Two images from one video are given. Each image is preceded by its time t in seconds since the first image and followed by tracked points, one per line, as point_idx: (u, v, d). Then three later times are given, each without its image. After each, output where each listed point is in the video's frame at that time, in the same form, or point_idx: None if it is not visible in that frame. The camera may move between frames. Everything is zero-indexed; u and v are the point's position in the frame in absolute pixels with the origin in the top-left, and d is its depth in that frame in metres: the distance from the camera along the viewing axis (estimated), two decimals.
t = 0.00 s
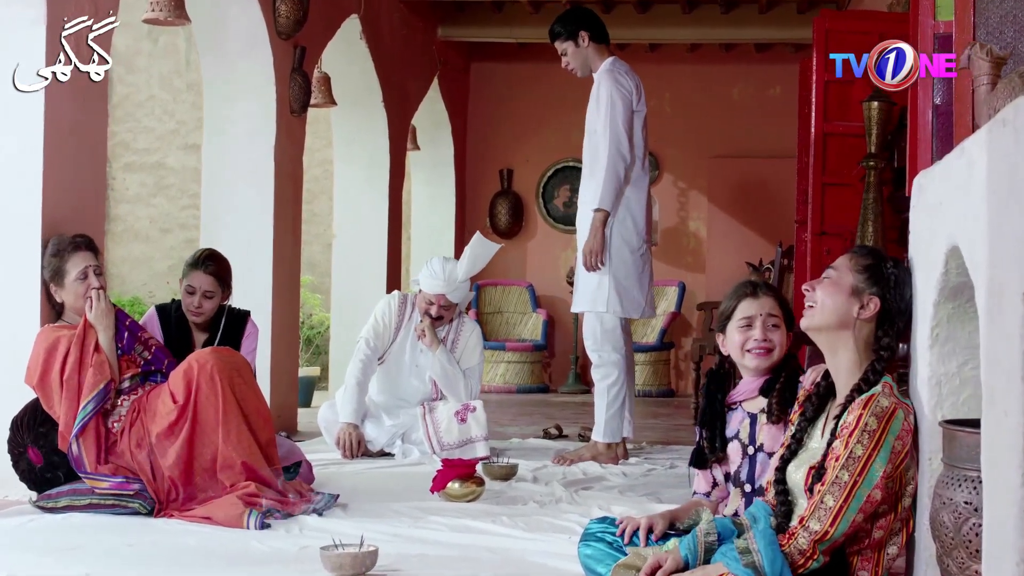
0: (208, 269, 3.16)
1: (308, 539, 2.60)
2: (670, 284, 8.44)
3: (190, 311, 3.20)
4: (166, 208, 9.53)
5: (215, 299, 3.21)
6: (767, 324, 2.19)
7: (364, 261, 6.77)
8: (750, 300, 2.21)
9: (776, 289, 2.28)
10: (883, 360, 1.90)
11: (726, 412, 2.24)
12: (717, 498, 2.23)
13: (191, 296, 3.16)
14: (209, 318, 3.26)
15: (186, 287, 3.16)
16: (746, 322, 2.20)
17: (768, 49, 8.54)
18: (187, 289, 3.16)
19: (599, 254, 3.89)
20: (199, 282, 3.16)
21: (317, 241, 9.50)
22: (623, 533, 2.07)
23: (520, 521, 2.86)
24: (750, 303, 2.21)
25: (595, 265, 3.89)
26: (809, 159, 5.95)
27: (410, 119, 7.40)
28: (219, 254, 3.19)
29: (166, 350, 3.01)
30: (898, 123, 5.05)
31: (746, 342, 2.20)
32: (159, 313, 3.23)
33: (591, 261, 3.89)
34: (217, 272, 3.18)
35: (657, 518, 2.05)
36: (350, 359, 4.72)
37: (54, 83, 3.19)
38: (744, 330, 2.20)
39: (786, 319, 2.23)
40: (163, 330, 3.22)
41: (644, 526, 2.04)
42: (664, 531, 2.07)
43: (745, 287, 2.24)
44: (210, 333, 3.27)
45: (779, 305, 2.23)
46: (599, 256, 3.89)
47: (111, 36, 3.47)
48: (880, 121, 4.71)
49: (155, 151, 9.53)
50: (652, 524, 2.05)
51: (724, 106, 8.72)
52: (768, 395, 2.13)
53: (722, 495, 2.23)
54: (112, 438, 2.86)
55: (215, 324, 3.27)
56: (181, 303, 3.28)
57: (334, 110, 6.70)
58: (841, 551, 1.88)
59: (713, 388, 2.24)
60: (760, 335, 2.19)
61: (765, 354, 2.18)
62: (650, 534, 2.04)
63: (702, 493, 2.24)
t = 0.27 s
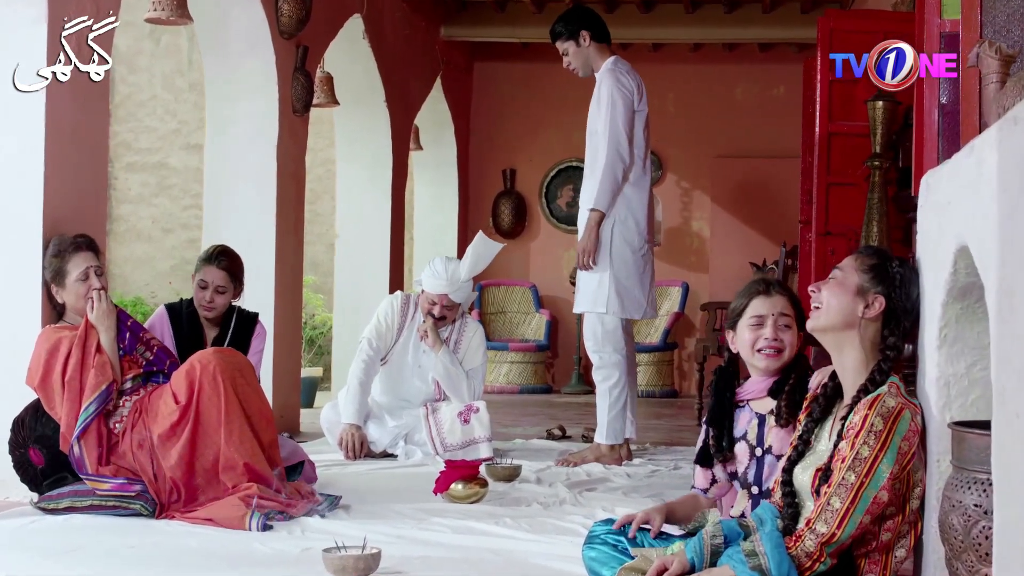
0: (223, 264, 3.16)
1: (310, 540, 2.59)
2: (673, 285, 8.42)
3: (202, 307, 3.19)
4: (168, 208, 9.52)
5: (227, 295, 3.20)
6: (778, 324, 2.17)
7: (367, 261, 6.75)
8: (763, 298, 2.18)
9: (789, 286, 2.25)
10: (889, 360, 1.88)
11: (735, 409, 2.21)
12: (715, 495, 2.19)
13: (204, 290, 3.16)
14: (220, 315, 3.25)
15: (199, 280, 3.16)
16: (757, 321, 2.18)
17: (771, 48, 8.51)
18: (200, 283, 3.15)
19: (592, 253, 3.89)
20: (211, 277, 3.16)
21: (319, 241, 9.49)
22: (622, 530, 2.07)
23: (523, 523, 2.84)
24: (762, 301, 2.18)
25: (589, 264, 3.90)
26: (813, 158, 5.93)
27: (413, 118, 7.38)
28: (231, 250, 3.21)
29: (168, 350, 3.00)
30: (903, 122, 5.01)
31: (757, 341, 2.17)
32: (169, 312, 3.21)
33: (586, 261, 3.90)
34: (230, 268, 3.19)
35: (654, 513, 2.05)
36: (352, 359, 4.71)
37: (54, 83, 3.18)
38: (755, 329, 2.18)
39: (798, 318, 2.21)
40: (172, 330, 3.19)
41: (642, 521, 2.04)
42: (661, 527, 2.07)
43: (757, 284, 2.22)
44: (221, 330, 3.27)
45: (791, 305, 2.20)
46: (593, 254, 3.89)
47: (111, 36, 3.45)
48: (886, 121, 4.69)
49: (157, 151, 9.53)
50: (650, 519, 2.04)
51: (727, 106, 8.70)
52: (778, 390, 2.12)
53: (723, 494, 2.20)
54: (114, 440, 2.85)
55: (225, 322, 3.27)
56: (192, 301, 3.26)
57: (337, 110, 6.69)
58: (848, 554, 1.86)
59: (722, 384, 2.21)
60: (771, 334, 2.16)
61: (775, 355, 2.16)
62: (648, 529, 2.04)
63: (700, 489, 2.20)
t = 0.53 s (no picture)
0: (230, 262, 3.15)
1: (313, 542, 2.57)
2: (677, 285, 8.39)
3: (208, 305, 3.17)
4: (171, 208, 9.52)
5: (234, 293, 3.19)
6: (788, 324, 2.15)
7: (370, 261, 6.73)
8: (774, 296, 2.15)
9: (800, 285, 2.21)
10: (896, 360, 1.86)
11: (740, 407, 2.17)
12: (711, 492, 2.17)
13: (210, 288, 3.14)
14: (226, 314, 3.24)
15: (206, 277, 3.15)
16: (767, 320, 2.16)
17: (775, 48, 8.49)
18: (206, 281, 3.14)
19: (590, 253, 3.88)
20: (218, 274, 3.15)
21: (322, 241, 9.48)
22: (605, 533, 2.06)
23: (528, 524, 2.82)
24: (773, 300, 2.15)
25: (587, 264, 3.89)
26: (818, 158, 5.91)
27: (416, 118, 7.36)
28: (238, 248, 3.20)
29: (170, 351, 3.00)
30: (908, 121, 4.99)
31: (765, 340, 2.16)
32: (174, 311, 3.20)
33: (584, 261, 3.90)
34: (237, 266, 3.18)
35: (632, 515, 2.05)
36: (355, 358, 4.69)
37: (54, 83, 3.16)
38: (765, 329, 2.16)
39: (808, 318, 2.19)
40: (179, 330, 3.19)
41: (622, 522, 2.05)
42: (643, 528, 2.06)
43: (768, 282, 2.18)
44: (226, 330, 3.25)
45: (802, 304, 2.17)
46: (591, 254, 3.88)
47: (111, 36, 3.43)
48: (891, 122, 4.67)
49: (160, 151, 9.52)
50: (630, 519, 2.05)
51: (731, 106, 8.67)
52: (788, 389, 2.07)
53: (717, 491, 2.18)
54: (116, 441, 2.83)
55: (231, 321, 3.25)
56: (197, 299, 3.25)
57: (340, 110, 6.67)
58: (855, 556, 1.84)
59: (731, 378, 2.17)
60: (782, 334, 2.14)
61: (782, 355, 2.14)
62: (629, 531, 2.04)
63: (695, 485, 2.17)
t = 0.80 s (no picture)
0: (226, 266, 3.14)
1: (315, 543, 2.56)
2: (679, 285, 8.36)
3: (203, 309, 3.16)
4: (173, 208, 9.51)
5: (230, 297, 3.17)
6: (793, 328, 2.08)
7: (372, 261, 6.73)
8: (779, 299, 2.08)
9: (809, 284, 2.13)
10: (899, 358, 1.85)
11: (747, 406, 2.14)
12: (721, 497, 2.15)
13: (206, 293, 3.13)
14: (222, 318, 3.23)
15: (201, 281, 3.14)
16: (772, 324, 2.09)
17: (778, 48, 8.48)
18: (202, 285, 3.13)
19: (593, 253, 3.86)
20: (214, 279, 3.13)
21: (324, 241, 9.48)
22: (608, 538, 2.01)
23: (530, 525, 2.81)
24: (778, 303, 2.09)
25: (590, 264, 3.87)
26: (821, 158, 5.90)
27: (418, 118, 7.35)
28: (234, 252, 3.18)
29: (171, 351, 2.99)
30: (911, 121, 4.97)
31: (769, 343, 2.09)
32: (171, 313, 3.20)
33: (587, 261, 3.87)
34: (233, 270, 3.16)
35: (637, 519, 1.99)
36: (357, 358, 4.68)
37: (54, 83, 3.15)
38: (769, 332, 2.09)
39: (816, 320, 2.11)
40: (175, 331, 3.18)
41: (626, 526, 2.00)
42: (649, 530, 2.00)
43: (775, 282, 2.11)
44: (222, 334, 3.24)
45: (809, 306, 2.10)
46: (594, 255, 3.86)
47: (111, 36, 3.42)
48: (895, 121, 4.65)
49: (162, 151, 9.51)
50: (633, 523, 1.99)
51: (734, 106, 8.66)
52: (798, 391, 2.05)
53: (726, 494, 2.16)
54: (117, 442, 2.82)
55: (228, 323, 3.24)
56: (194, 302, 3.24)
57: (342, 110, 6.66)
58: (860, 559, 1.82)
59: (736, 375, 2.14)
60: (786, 338, 2.07)
61: (787, 359, 2.08)
62: (632, 534, 1.99)
63: (704, 490, 2.16)
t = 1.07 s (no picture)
0: (220, 270, 3.11)
1: (316, 545, 2.54)
2: (682, 285, 8.36)
3: (198, 312, 3.15)
4: (175, 208, 9.50)
5: (224, 301, 3.15)
6: (802, 339, 2.02)
7: (375, 262, 6.71)
8: (787, 310, 2.02)
9: (820, 288, 2.06)
10: (903, 355, 1.83)
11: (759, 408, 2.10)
12: (729, 498, 2.13)
13: (201, 296, 3.11)
14: (217, 321, 3.21)
15: (195, 284, 3.12)
16: (781, 336, 2.03)
17: (781, 47, 8.46)
18: (197, 288, 3.11)
19: (597, 252, 3.88)
20: (208, 282, 3.10)
21: (327, 241, 9.47)
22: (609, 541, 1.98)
23: (533, 527, 2.79)
24: (786, 314, 2.02)
25: (592, 263, 3.89)
26: (825, 157, 5.88)
27: (420, 118, 7.34)
28: (230, 254, 3.14)
29: (172, 351, 2.97)
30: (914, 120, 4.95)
31: (778, 354, 2.05)
32: (166, 313, 3.19)
33: (590, 260, 3.89)
34: (228, 273, 3.13)
35: (643, 520, 1.98)
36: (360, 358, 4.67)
37: (54, 83, 3.14)
38: (776, 341, 2.04)
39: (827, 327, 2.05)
40: (170, 329, 3.17)
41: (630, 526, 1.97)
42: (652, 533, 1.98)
43: (784, 290, 2.04)
44: (217, 335, 3.22)
45: (820, 313, 2.03)
46: (596, 254, 3.87)
47: (112, 36, 3.40)
48: (898, 121, 4.63)
49: (164, 151, 9.50)
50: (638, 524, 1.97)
51: (737, 105, 8.64)
52: (811, 397, 2.02)
53: (735, 497, 2.13)
54: (118, 442, 2.81)
55: (224, 325, 3.22)
56: (189, 303, 3.23)
57: (344, 109, 6.65)
58: (867, 559, 1.81)
59: (749, 377, 2.10)
60: (795, 351, 2.02)
61: (796, 369, 2.03)
62: (637, 536, 1.96)
63: (711, 493, 2.13)
